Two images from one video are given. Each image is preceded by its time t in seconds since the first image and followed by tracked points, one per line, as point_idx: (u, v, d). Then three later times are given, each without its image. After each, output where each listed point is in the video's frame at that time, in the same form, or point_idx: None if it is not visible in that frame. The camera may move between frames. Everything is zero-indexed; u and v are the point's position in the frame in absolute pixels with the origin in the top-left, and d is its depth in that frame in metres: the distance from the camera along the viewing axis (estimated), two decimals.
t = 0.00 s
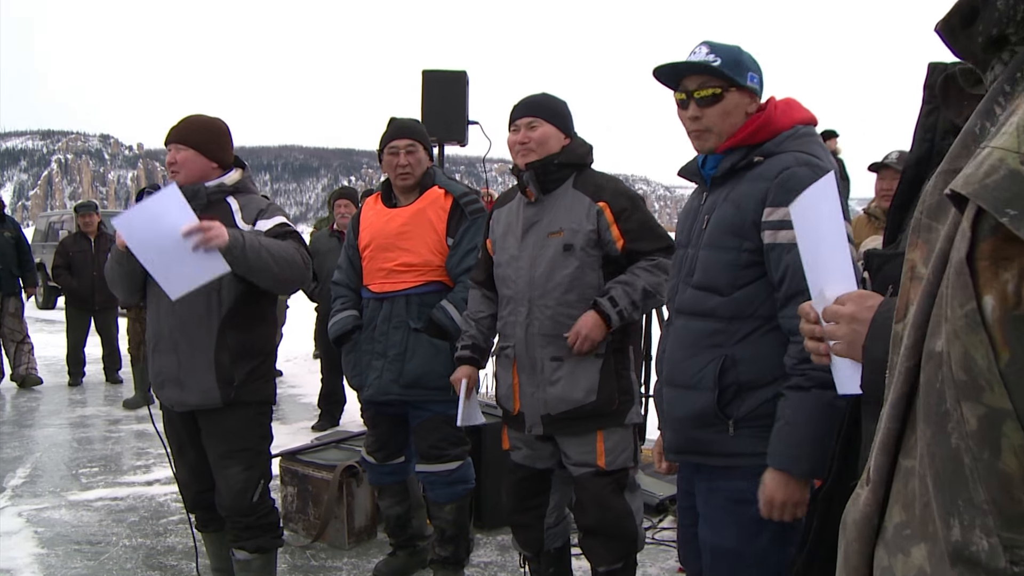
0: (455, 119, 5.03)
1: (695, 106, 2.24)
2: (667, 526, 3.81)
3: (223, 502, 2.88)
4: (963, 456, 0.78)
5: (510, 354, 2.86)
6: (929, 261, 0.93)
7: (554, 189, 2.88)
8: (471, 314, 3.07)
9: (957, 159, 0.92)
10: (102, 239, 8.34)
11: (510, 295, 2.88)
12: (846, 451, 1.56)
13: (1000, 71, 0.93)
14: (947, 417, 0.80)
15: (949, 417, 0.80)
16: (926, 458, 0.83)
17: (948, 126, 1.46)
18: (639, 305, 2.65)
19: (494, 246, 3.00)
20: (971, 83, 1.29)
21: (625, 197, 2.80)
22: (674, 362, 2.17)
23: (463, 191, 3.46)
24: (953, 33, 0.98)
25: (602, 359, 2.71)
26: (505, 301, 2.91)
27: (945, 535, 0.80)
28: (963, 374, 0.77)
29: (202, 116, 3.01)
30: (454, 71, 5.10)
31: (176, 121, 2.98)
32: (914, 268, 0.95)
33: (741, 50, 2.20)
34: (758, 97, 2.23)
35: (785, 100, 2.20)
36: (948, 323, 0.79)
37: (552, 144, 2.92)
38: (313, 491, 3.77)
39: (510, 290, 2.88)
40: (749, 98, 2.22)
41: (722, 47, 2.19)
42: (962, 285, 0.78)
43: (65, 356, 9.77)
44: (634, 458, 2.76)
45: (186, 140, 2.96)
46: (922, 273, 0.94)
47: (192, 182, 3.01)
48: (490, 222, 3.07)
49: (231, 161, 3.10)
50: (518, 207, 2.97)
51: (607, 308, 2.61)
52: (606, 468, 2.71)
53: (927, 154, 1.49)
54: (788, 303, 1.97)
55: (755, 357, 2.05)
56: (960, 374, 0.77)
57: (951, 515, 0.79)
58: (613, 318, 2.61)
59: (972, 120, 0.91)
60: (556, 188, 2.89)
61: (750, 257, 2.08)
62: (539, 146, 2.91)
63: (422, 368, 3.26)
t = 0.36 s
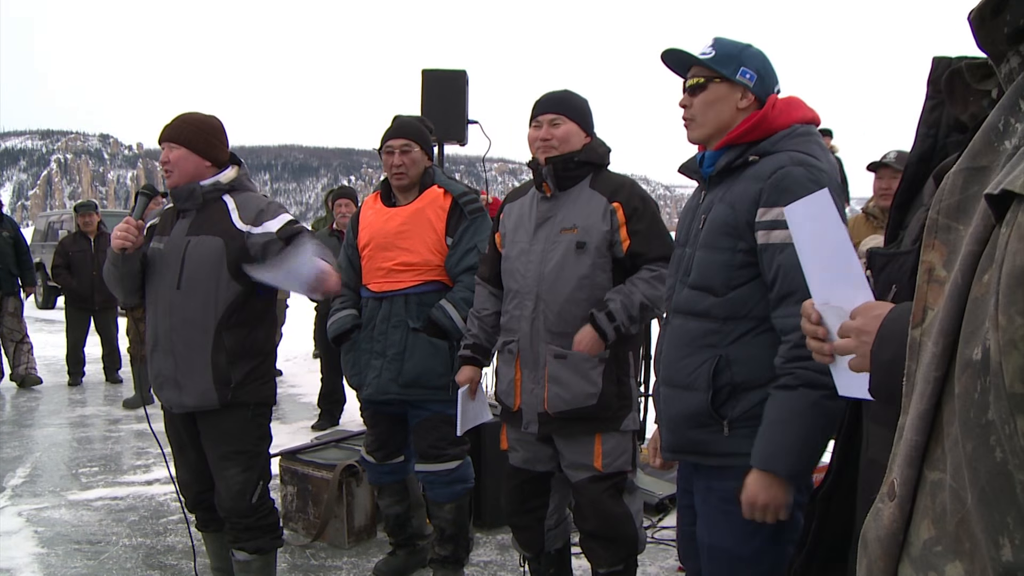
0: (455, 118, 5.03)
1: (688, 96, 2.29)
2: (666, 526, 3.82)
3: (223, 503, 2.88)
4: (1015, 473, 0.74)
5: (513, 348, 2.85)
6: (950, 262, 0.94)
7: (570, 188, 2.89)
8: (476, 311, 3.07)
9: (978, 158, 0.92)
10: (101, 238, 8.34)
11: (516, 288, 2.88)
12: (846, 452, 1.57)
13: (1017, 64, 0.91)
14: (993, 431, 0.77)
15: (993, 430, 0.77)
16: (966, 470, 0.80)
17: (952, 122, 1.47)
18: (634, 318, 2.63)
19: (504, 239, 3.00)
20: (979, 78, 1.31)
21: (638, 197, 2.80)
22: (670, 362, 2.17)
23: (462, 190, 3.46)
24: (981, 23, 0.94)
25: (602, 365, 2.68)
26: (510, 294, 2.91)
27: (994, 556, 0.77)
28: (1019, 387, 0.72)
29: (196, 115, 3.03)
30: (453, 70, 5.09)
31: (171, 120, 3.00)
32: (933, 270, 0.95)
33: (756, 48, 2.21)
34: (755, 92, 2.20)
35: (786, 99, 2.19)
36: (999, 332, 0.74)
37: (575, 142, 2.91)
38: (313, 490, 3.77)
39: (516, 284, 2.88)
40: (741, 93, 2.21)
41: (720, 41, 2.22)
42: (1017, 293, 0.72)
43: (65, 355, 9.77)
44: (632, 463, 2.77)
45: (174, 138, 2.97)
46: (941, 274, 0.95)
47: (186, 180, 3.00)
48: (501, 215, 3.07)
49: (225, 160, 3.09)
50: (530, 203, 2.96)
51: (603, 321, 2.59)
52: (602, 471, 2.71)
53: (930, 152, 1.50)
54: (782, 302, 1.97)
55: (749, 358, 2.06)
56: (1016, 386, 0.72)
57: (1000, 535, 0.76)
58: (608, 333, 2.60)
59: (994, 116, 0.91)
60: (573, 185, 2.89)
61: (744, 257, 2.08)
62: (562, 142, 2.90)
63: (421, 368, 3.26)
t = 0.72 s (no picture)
0: (452, 117, 5.03)
1: (687, 95, 2.30)
2: (663, 525, 3.82)
3: (225, 503, 2.89)
4: (1019, 468, 0.74)
5: (520, 345, 2.84)
6: (950, 257, 0.94)
7: (583, 187, 2.89)
8: (483, 306, 3.03)
9: (980, 151, 0.92)
10: (97, 236, 8.33)
11: (523, 284, 2.88)
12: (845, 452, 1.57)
13: (1015, 59, 0.92)
14: (995, 425, 0.77)
15: (996, 424, 0.77)
16: (968, 465, 0.80)
17: (948, 125, 1.47)
18: (627, 333, 2.65)
19: (512, 234, 2.99)
20: (977, 80, 1.31)
21: (648, 200, 2.81)
22: (666, 361, 2.17)
23: (460, 188, 3.46)
24: (986, 15, 0.95)
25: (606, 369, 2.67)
26: (517, 289, 2.90)
27: (996, 551, 0.77)
28: None
29: (201, 112, 3.02)
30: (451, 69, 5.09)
31: (175, 117, 2.98)
32: (931, 265, 0.96)
33: (759, 48, 2.20)
34: (753, 91, 2.20)
35: (786, 99, 2.19)
36: (1011, 325, 0.74)
37: (595, 141, 2.94)
38: (310, 488, 3.77)
39: (523, 279, 2.88)
40: (740, 91, 2.21)
41: (722, 40, 2.22)
42: None
43: (62, 354, 9.76)
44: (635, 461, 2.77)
45: (179, 134, 2.96)
46: (939, 269, 0.95)
47: (194, 177, 2.99)
48: (509, 210, 3.05)
49: (231, 157, 3.10)
50: (541, 199, 2.96)
51: (595, 343, 2.64)
52: (603, 468, 2.72)
53: (927, 155, 1.50)
54: (766, 300, 1.97)
55: (745, 357, 2.06)
56: None
57: (1003, 530, 0.76)
58: (603, 352, 2.64)
59: (996, 110, 0.91)
60: (585, 184, 2.90)
61: (738, 255, 2.08)
62: (585, 142, 2.92)
63: (416, 368, 3.26)
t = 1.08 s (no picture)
0: (451, 117, 5.03)
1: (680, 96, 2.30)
2: (663, 524, 3.82)
3: (230, 502, 2.89)
4: (999, 461, 0.75)
5: (526, 348, 2.83)
6: (944, 251, 0.94)
7: (582, 187, 2.89)
8: (483, 312, 3.03)
9: (976, 146, 0.92)
10: (95, 236, 8.33)
11: (525, 287, 2.88)
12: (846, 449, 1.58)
13: (1015, 54, 0.91)
14: (978, 418, 0.77)
15: (979, 417, 0.77)
16: (952, 458, 0.81)
17: (951, 124, 1.47)
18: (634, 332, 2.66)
19: (511, 237, 2.98)
20: (979, 79, 1.31)
21: (647, 198, 2.83)
22: (663, 360, 2.17)
23: (459, 188, 3.46)
24: (987, 11, 0.94)
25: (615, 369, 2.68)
26: (519, 292, 2.89)
27: (975, 543, 0.78)
28: (1013, 373, 0.72)
29: (207, 112, 3.01)
30: (450, 69, 5.09)
31: (182, 117, 2.97)
32: (926, 259, 0.96)
33: (751, 48, 2.20)
34: (747, 91, 2.20)
35: (780, 98, 2.19)
36: (992, 319, 0.74)
37: (589, 141, 2.95)
38: (310, 488, 3.77)
39: (526, 283, 2.88)
40: (733, 93, 2.21)
41: (714, 41, 2.22)
42: (1010, 278, 0.72)
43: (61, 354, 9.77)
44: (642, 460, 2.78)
45: (192, 135, 2.96)
46: (934, 263, 0.95)
47: (198, 177, 2.99)
48: (507, 213, 3.05)
49: (235, 159, 3.10)
50: (539, 201, 2.96)
51: (603, 344, 2.65)
52: (612, 468, 2.72)
53: (928, 154, 1.50)
54: (770, 300, 1.98)
55: (744, 355, 2.07)
56: (1008, 372, 0.73)
57: (982, 522, 0.77)
58: (612, 352, 2.65)
59: (993, 105, 0.91)
60: (582, 185, 2.90)
61: (736, 255, 2.08)
62: (580, 142, 2.93)
63: (416, 367, 3.26)
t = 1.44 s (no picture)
0: (450, 116, 5.03)
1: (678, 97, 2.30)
2: (662, 524, 3.82)
3: (230, 502, 2.89)
4: (995, 462, 0.74)
5: (515, 352, 2.82)
6: (941, 249, 0.94)
7: (561, 188, 2.88)
8: (472, 315, 3.02)
9: (976, 143, 0.92)
10: (92, 237, 8.32)
11: (512, 292, 2.87)
12: (845, 450, 1.58)
13: (1018, 50, 0.91)
14: (975, 418, 0.77)
15: (975, 417, 0.77)
16: (947, 457, 0.81)
17: (950, 124, 1.46)
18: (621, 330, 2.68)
19: (495, 242, 2.97)
20: (978, 79, 1.32)
21: (626, 195, 2.83)
22: (665, 358, 2.17)
23: (458, 188, 3.46)
24: (989, 8, 0.93)
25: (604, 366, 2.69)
26: (506, 297, 2.88)
27: (970, 543, 0.77)
28: (1011, 373, 0.72)
29: (204, 113, 3.02)
30: (450, 68, 5.09)
31: (180, 117, 2.97)
32: (924, 256, 0.96)
33: (748, 50, 2.20)
34: (746, 92, 2.19)
35: (780, 99, 2.20)
36: (991, 318, 0.74)
37: (565, 140, 2.93)
38: (309, 487, 3.77)
39: (513, 287, 2.87)
40: (731, 93, 2.20)
41: (712, 43, 2.21)
42: (1010, 277, 0.72)
43: (61, 354, 9.77)
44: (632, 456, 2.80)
45: (191, 135, 2.96)
46: (931, 260, 0.95)
47: (199, 178, 2.99)
48: (488, 217, 3.04)
49: (233, 159, 3.11)
50: (521, 204, 2.95)
51: (592, 343, 2.65)
52: (607, 464, 2.72)
53: (928, 153, 1.49)
54: (770, 297, 1.98)
55: (745, 354, 2.07)
56: (1007, 372, 0.72)
57: (977, 523, 0.77)
58: (602, 351, 2.66)
59: (994, 101, 0.92)
60: (561, 186, 2.89)
61: (737, 253, 2.09)
62: (555, 142, 2.91)
63: (416, 366, 3.26)
